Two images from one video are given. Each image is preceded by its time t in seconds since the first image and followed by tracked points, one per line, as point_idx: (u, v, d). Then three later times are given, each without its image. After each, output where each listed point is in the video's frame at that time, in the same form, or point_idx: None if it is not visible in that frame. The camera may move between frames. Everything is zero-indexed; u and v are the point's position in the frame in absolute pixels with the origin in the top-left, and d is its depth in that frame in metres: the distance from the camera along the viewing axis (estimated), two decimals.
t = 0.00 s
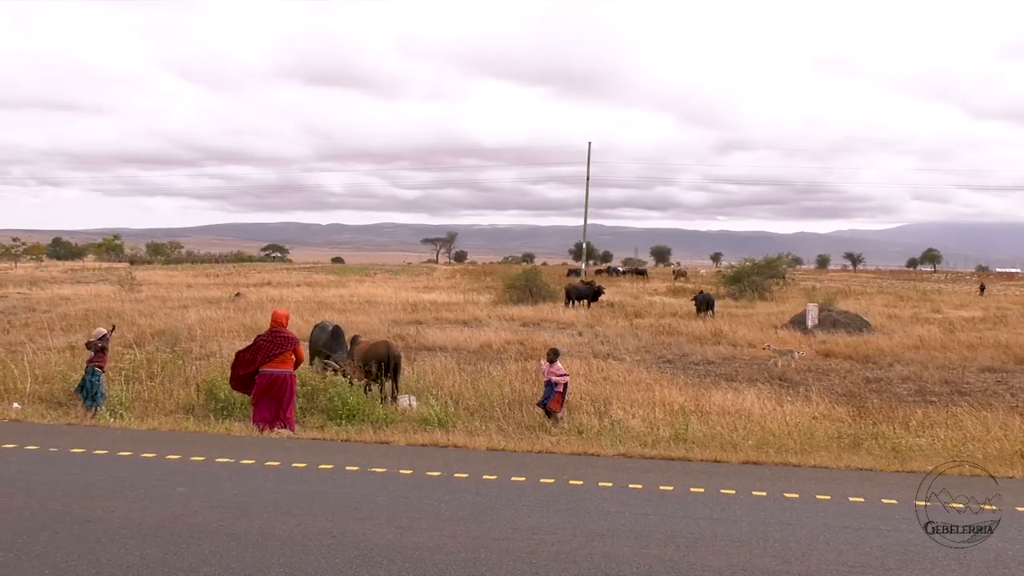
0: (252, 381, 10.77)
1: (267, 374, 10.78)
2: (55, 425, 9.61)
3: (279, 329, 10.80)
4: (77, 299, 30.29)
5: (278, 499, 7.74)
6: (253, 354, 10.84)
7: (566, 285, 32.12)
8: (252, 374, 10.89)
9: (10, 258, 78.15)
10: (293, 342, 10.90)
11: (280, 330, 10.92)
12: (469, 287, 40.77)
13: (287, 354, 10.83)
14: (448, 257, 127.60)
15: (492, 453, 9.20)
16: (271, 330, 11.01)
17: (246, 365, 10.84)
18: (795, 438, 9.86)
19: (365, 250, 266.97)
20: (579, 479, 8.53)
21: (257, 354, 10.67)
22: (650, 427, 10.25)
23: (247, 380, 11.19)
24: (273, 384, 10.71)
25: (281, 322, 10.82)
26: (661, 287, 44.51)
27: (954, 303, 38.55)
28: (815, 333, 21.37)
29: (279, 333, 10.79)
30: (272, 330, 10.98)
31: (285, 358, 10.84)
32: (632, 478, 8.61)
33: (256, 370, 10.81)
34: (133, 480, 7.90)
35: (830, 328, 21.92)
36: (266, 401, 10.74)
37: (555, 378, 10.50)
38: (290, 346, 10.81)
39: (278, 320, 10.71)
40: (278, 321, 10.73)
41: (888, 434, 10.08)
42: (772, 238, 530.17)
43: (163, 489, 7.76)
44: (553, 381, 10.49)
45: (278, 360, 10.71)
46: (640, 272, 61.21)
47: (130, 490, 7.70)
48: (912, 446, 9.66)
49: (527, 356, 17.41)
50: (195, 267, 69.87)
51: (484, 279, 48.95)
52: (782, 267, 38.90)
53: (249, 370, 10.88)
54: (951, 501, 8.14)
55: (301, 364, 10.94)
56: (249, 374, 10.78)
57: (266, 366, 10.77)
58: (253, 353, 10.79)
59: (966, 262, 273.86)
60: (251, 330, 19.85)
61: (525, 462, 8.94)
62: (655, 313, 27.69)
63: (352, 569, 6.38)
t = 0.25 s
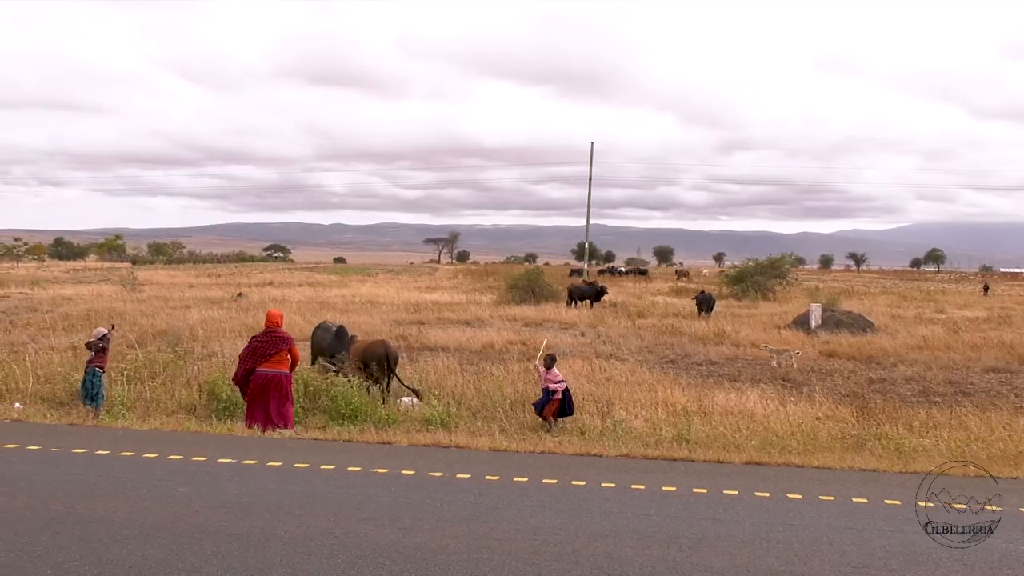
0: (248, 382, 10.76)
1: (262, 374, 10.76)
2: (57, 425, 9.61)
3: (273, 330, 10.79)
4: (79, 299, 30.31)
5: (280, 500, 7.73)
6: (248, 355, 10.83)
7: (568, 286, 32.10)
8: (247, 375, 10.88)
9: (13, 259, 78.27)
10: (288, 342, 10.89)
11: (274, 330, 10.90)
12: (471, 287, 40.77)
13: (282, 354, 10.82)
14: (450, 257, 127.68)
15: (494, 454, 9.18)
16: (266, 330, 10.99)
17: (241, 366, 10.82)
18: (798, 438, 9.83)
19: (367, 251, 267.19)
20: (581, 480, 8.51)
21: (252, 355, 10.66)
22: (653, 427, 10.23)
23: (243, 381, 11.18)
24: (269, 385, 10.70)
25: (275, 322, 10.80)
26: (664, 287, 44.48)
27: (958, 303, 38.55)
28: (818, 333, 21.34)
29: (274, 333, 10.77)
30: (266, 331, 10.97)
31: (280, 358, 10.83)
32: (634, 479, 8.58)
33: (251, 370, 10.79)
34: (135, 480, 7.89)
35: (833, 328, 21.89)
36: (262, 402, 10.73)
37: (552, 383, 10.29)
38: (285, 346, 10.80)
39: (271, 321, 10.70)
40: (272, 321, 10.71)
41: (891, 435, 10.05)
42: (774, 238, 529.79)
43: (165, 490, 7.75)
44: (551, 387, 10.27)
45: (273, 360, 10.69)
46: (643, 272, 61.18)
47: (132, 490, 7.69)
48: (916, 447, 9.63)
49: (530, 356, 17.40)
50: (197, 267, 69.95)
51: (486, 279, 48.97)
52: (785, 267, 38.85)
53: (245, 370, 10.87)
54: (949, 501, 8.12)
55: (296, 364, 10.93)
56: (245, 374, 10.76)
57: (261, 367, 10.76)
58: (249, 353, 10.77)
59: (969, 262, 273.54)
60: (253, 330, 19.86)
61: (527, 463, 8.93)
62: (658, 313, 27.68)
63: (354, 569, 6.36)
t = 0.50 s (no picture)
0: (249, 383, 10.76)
1: (262, 374, 10.75)
2: (59, 426, 9.58)
3: (273, 330, 10.76)
4: (81, 299, 30.31)
5: (282, 501, 7.70)
6: (248, 355, 10.82)
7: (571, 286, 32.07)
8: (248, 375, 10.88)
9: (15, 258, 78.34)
10: (288, 341, 10.86)
11: (274, 330, 10.87)
12: (473, 287, 40.75)
13: (282, 354, 10.80)
14: (454, 257, 127.92)
15: (497, 454, 9.15)
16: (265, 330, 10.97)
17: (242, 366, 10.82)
18: (801, 439, 9.79)
19: (369, 251, 267.19)
20: (584, 481, 8.48)
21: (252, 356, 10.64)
22: (656, 428, 10.19)
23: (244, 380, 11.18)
24: (269, 385, 10.69)
25: (274, 322, 10.77)
26: (666, 287, 44.40)
27: (963, 303, 38.53)
28: (822, 333, 21.28)
29: (274, 333, 10.74)
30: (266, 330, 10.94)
31: (280, 357, 10.81)
32: (637, 480, 8.55)
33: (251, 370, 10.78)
34: (136, 481, 7.86)
35: (837, 328, 21.82)
36: (263, 402, 10.73)
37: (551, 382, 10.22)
38: (284, 346, 10.78)
39: (271, 321, 10.66)
40: (272, 321, 10.68)
41: (896, 436, 10.00)
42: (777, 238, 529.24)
43: (167, 490, 7.72)
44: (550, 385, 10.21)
45: (273, 361, 10.68)
46: (646, 272, 61.10)
47: (134, 490, 7.66)
48: (920, 448, 9.59)
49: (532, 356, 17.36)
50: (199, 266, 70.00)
51: (488, 279, 48.90)
52: (788, 267, 38.77)
53: (245, 370, 10.86)
54: (956, 502, 8.07)
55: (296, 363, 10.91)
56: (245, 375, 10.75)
57: (261, 367, 10.74)
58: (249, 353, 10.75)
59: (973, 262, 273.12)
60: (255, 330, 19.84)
61: (530, 463, 8.89)
62: (661, 313, 27.63)
63: (355, 570, 6.33)
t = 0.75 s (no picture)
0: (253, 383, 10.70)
1: (266, 375, 10.70)
2: (59, 426, 9.54)
3: (276, 330, 10.68)
4: (81, 299, 30.25)
5: (283, 502, 7.66)
6: (252, 356, 10.77)
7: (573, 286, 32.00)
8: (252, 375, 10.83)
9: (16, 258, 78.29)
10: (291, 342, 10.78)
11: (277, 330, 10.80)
12: (475, 287, 40.69)
13: (286, 355, 10.73)
14: (455, 257, 127.91)
15: (500, 455, 9.10)
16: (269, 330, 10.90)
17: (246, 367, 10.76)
18: (806, 440, 9.72)
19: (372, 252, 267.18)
20: (587, 482, 8.42)
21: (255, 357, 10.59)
22: (659, 428, 10.14)
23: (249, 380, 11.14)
24: (273, 386, 10.64)
25: (277, 322, 10.70)
26: (670, 287, 44.22)
27: (969, 303, 38.52)
28: (826, 334, 21.20)
29: (276, 334, 10.67)
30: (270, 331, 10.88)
31: (284, 357, 10.74)
32: (641, 481, 8.49)
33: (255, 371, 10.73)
34: (137, 482, 7.81)
35: (842, 329, 21.74)
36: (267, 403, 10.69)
37: (541, 379, 10.20)
38: (288, 347, 10.70)
39: (273, 322, 10.59)
40: (274, 321, 10.60)
41: (901, 437, 9.94)
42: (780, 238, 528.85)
43: (168, 491, 7.68)
44: (540, 383, 10.18)
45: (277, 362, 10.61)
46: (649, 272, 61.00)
47: (135, 491, 7.62)
48: (925, 449, 9.53)
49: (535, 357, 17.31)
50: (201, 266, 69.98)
51: (490, 279, 48.82)
52: (792, 267, 38.67)
53: (249, 370, 10.82)
54: (963, 504, 8.01)
55: (300, 364, 10.85)
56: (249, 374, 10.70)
57: (265, 367, 10.69)
58: (252, 354, 10.69)
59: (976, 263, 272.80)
60: (256, 330, 19.79)
61: (532, 464, 8.84)
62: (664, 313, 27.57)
63: (357, 572, 6.29)
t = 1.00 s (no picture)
0: (256, 384, 10.67)
1: (270, 376, 10.68)
2: (58, 427, 9.49)
3: (282, 331, 10.73)
4: (81, 299, 30.17)
5: (284, 503, 7.59)
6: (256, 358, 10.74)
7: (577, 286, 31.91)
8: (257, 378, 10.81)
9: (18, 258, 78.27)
10: (297, 345, 10.81)
11: (283, 332, 10.85)
12: (478, 287, 40.60)
13: (291, 356, 10.73)
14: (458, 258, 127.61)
15: (502, 456, 9.02)
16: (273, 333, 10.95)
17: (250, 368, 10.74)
18: (811, 441, 9.63)
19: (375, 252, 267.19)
20: (591, 483, 8.34)
21: (260, 357, 10.59)
22: (663, 429, 10.06)
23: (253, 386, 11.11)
24: (277, 386, 10.60)
25: (283, 324, 10.76)
26: (674, 288, 44.08)
27: (977, 303, 38.46)
28: (831, 334, 21.09)
29: (282, 335, 10.71)
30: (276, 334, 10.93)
31: (288, 359, 10.75)
32: (644, 483, 8.41)
33: (259, 372, 10.71)
34: (136, 483, 7.75)
35: (848, 329, 21.63)
36: (271, 404, 10.62)
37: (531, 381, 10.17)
38: (293, 348, 10.71)
39: (279, 321, 10.65)
40: (280, 322, 10.67)
41: (907, 438, 9.85)
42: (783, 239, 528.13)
43: (167, 492, 7.62)
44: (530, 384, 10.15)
45: (281, 362, 10.60)
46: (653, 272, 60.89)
47: (135, 492, 7.56)
48: (932, 450, 9.43)
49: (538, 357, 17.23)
50: (203, 266, 69.93)
51: (492, 278, 48.69)
52: (798, 267, 38.54)
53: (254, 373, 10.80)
54: (972, 507, 7.91)
55: (304, 366, 10.84)
56: (253, 376, 10.68)
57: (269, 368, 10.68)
58: (257, 356, 10.70)
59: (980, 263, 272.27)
60: (257, 331, 19.72)
61: (535, 466, 8.76)
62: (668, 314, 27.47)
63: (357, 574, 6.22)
